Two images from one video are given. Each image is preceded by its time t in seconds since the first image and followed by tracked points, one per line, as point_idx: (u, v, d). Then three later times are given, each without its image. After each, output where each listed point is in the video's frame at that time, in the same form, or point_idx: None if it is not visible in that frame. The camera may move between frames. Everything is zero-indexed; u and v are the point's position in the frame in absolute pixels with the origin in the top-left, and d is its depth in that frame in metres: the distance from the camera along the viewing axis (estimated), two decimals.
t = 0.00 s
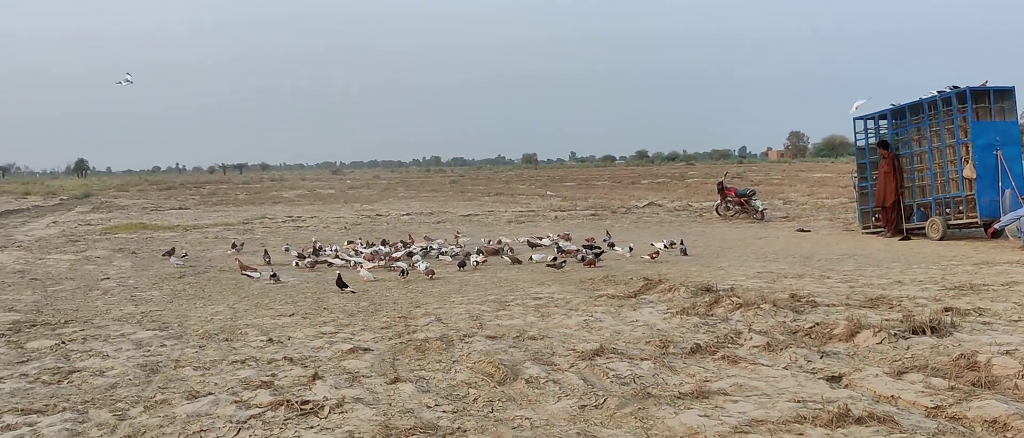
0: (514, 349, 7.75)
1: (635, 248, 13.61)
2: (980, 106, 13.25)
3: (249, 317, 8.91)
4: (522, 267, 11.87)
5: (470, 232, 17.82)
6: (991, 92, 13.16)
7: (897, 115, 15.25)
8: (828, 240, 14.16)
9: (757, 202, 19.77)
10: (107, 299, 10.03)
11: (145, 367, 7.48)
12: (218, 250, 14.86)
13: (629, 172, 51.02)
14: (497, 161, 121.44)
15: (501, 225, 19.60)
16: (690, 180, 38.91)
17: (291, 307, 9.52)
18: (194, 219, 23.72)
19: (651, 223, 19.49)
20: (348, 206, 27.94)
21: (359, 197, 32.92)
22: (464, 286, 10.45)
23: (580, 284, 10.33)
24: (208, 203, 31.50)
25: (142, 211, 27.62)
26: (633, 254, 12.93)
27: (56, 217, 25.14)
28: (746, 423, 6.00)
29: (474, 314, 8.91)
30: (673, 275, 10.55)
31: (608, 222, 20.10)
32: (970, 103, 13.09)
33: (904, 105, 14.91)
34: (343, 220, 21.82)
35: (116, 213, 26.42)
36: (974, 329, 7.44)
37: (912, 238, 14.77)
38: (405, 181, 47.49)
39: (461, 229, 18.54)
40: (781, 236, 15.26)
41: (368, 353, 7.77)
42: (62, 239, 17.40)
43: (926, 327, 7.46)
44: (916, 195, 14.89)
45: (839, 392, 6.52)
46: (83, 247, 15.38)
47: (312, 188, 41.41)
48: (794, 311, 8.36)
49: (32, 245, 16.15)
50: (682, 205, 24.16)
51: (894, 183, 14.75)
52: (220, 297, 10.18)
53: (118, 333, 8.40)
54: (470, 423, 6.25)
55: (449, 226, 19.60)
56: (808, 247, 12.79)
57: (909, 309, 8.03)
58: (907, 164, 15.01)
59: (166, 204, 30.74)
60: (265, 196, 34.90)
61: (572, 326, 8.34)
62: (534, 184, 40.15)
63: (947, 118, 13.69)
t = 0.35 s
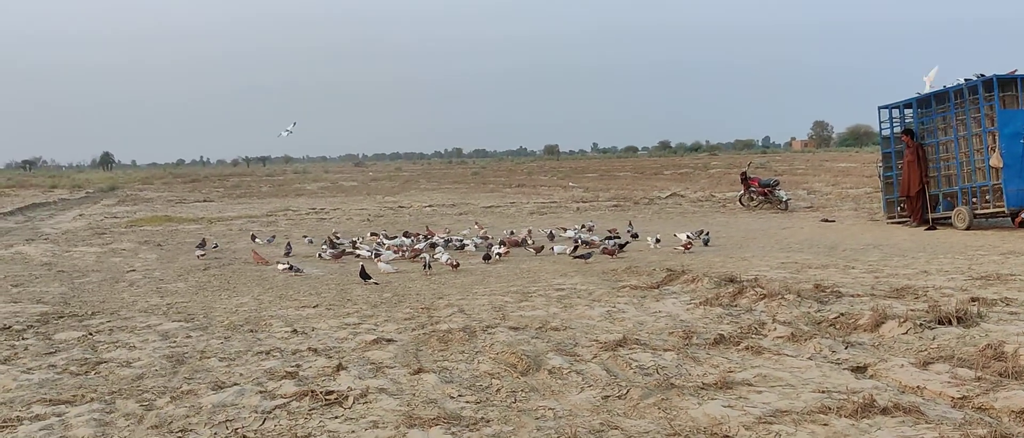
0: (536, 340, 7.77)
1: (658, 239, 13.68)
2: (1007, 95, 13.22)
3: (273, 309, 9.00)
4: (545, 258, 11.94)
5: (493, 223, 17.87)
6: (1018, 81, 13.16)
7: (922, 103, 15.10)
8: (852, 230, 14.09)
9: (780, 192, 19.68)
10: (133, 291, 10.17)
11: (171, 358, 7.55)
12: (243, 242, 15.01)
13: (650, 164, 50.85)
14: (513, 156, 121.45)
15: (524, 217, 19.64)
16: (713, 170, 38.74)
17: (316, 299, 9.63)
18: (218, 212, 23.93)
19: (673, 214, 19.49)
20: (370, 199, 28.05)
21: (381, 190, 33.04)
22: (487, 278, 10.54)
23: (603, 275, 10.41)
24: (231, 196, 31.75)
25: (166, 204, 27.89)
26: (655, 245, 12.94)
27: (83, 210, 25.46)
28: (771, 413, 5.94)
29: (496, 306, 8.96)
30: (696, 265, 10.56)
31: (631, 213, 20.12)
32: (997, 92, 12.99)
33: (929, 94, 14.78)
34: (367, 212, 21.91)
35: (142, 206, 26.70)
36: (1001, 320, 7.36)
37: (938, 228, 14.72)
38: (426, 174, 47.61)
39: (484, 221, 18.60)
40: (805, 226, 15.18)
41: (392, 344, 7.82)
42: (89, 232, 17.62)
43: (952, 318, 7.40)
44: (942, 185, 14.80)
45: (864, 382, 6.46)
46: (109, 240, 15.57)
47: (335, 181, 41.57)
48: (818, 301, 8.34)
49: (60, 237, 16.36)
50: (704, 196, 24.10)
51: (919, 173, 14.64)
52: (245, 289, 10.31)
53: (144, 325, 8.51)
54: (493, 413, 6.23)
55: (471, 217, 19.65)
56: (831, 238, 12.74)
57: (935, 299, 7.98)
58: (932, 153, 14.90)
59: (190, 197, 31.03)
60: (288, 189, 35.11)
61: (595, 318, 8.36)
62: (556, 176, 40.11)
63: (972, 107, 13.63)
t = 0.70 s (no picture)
0: (549, 336, 7.77)
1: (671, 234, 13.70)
2: None
3: (287, 305, 9.05)
4: (558, 254, 11.95)
5: (506, 219, 17.88)
6: None
7: (938, 98, 15.02)
8: (866, 226, 14.03)
9: (794, 188, 19.55)
10: (147, 287, 10.24)
11: (186, 353, 7.59)
12: (256, 238, 15.09)
13: (662, 159, 50.67)
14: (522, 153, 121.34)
15: (537, 212, 19.63)
16: (726, 166, 38.61)
17: (329, 294, 9.69)
18: (232, 208, 24.02)
19: (686, 210, 19.45)
20: (383, 194, 28.09)
21: (394, 185, 33.12)
22: (500, 274, 10.57)
23: (616, 271, 10.41)
24: (245, 192, 31.86)
25: (181, 199, 28.04)
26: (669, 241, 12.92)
27: (98, 206, 25.61)
28: (785, 409, 5.92)
29: (509, 301, 8.99)
30: (709, 261, 10.56)
31: (643, 208, 20.10)
32: (1013, 86, 12.88)
33: (945, 88, 14.69)
34: (380, 208, 21.95)
35: (156, 202, 26.82)
36: (1017, 315, 7.32)
37: (953, 223, 14.64)
38: (438, 169, 47.63)
39: (497, 216, 18.60)
40: (820, 222, 15.12)
41: (405, 340, 7.84)
42: (104, 227, 17.72)
43: (968, 313, 7.37)
44: (957, 180, 14.72)
45: (878, 378, 6.43)
46: (124, 236, 15.67)
47: (348, 177, 41.65)
48: (832, 297, 8.33)
49: (75, 233, 16.47)
50: (717, 191, 24.03)
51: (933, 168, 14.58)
52: (259, 284, 10.37)
53: (159, 321, 8.57)
54: (506, 408, 6.23)
55: (485, 213, 19.66)
56: (845, 233, 12.69)
57: (950, 294, 7.95)
58: (947, 148, 14.82)
59: (204, 194, 31.15)
60: (301, 185, 35.16)
61: (607, 313, 8.37)
62: (568, 171, 40.04)
63: (988, 102, 13.51)
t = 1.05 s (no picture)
0: (560, 334, 7.78)
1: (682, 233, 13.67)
2: None
3: (298, 303, 9.09)
4: (569, 252, 11.95)
5: (517, 217, 17.89)
6: None
7: (950, 95, 14.95)
8: (877, 224, 13.99)
9: (806, 186, 19.60)
10: (159, 285, 10.29)
11: (198, 352, 7.63)
12: (267, 237, 15.14)
13: (672, 157, 50.55)
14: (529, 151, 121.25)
15: (548, 211, 19.62)
16: (736, 164, 38.51)
17: (340, 293, 9.72)
18: (244, 207, 24.09)
19: (696, 208, 19.43)
20: (394, 193, 28.11)
21: (404, 184, 33.13)
22: (510, 272, 10.58)
23: (627, 269, 10.41)
24: (256, 191, 31.93)
25: (192, 198, 28.16)
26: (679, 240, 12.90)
27: (110, 206, 25.71)
28: (796, 408, 5.91)
29: (520, 300, 9.00)
30: (720, 259, 10.55)
31: (654, 207, 20.07)
32: None
33: (957, 86, 14.62)
34: (390, 207, 21.98)
35: (168, 201, 26.92)
36: None
37: (965, 221, 14.57)
38: (448, 168, 47.62)
39: (508, 215, 18.61)
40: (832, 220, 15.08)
41: (416, 338, 7.87)
42: (116, 227, 17.80)
43: (980, 312, 7.34)
44: (969, 177, 14.66)
45: (890, 376, 6.41)
46: (136, 235, 15.74)
47: (357, 176, 41.70)
48: (844, 295, 8.31)
49: (88, 232, 16.56)
50: (727, 189, 23.98)
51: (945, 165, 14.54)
52: (270, 283, 10.41)
53: (171, 319, 8.61)
54: (517, 407, 6.24)
55: (495, 212, 19.66)
56: (857, 231, 12.66)
57: (962, 292, 7.92)
58: (959, 145, 14.76)
59: (215, 193, 31.23)
60: (312, 184, 35.23)
61: (618, 312, 8.38)
62: (578, 170, 40.01)
63: (1001, 99, 13.45)
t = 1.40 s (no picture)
0: (571, 336, 7.78)
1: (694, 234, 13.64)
2: None
3: (310, 305, 9.12)
4: (580, 254, 11.96)
5: (528, 218, 17.89)
6: None
7: (962, 95, 14.90)
8: (889, 224, 13.93)
9: (817, 186, 19.47)
10: (171, 288, 10.33)
11: (210, 354, 7.65)
12: (278, 239, 15.19)
13: (682, 158, 50.43)
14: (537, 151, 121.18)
15: (559, 212, 19.62)
16: (747, 165, 38.38)
17: (351, 295, 9.75)
18: (255, 209, 24.18)
19: (707, 208, 19.40)
20: (404, 195, 28.13)
21: (414, 186, 33.17)
22: (521, 274, 10.59)
23: (638, 271, 10.41)
24: (267, 194, 32.01)
25: (204, 201, 28.29)
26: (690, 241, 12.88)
27: (122, 208, 25.82)
28: (809, 409, 5.89)
29: (531, 302, 9.01)
30: (732, 260, 10.54)
31: (664, 207, 20.05)
32: None
33: (969, 85, 14.56)
34: (401, 209, 22.01)
35: (180, 204, 27.02)
36: None
37: (977, 221, 14.49)
38: (458, 170, 47.65)
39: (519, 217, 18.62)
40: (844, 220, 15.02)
41: (427, 340, 7.88)
42: (128, 229, 17.88)
43: (994, 313, 7.31)
44: (982, 177, 14.59)
45: (904, 377, 6.37)
46: (148, 237, 15.82)
47: (368, 177, 41.73)
48: (856, 296, 8.29)
49: (100, 235, 16.65)
50: (738, 190, 23.93)
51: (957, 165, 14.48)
52: (281, 285, 10.45)
53: (184, 322, 8.66)
54: (529, 409, 6.23)
55: (506, 213, 19.67)
56: (869, 232, 12.61)
57: (976, 293, 7.88)
58: (972, 145, 14.70)
59: (226, 195, 31.36)
60: (323, 186, 35.30)
61: (629, 313, 8.37)
62: (589, 171, 39.99)
63: (1014, 98, 13.39)
